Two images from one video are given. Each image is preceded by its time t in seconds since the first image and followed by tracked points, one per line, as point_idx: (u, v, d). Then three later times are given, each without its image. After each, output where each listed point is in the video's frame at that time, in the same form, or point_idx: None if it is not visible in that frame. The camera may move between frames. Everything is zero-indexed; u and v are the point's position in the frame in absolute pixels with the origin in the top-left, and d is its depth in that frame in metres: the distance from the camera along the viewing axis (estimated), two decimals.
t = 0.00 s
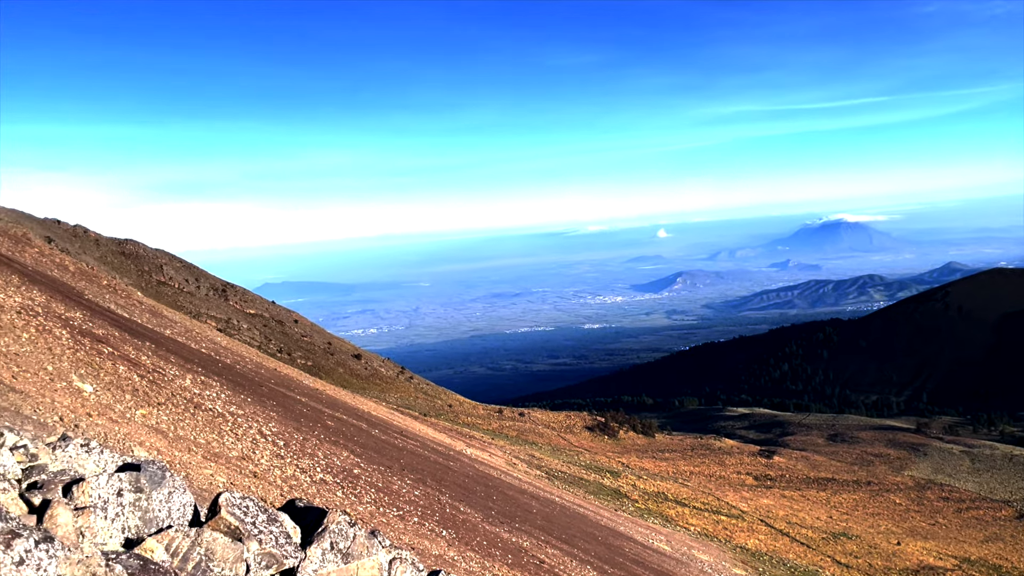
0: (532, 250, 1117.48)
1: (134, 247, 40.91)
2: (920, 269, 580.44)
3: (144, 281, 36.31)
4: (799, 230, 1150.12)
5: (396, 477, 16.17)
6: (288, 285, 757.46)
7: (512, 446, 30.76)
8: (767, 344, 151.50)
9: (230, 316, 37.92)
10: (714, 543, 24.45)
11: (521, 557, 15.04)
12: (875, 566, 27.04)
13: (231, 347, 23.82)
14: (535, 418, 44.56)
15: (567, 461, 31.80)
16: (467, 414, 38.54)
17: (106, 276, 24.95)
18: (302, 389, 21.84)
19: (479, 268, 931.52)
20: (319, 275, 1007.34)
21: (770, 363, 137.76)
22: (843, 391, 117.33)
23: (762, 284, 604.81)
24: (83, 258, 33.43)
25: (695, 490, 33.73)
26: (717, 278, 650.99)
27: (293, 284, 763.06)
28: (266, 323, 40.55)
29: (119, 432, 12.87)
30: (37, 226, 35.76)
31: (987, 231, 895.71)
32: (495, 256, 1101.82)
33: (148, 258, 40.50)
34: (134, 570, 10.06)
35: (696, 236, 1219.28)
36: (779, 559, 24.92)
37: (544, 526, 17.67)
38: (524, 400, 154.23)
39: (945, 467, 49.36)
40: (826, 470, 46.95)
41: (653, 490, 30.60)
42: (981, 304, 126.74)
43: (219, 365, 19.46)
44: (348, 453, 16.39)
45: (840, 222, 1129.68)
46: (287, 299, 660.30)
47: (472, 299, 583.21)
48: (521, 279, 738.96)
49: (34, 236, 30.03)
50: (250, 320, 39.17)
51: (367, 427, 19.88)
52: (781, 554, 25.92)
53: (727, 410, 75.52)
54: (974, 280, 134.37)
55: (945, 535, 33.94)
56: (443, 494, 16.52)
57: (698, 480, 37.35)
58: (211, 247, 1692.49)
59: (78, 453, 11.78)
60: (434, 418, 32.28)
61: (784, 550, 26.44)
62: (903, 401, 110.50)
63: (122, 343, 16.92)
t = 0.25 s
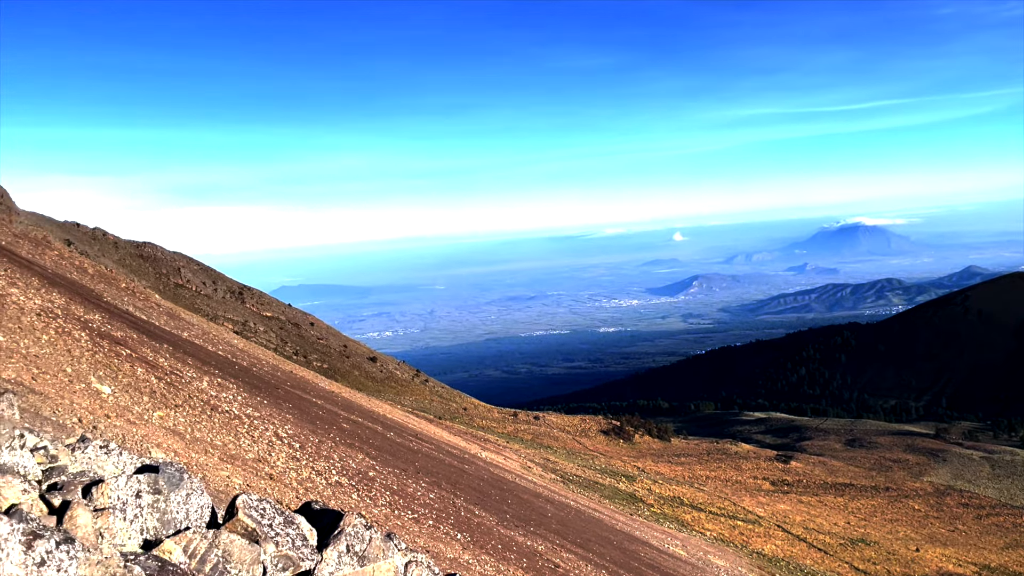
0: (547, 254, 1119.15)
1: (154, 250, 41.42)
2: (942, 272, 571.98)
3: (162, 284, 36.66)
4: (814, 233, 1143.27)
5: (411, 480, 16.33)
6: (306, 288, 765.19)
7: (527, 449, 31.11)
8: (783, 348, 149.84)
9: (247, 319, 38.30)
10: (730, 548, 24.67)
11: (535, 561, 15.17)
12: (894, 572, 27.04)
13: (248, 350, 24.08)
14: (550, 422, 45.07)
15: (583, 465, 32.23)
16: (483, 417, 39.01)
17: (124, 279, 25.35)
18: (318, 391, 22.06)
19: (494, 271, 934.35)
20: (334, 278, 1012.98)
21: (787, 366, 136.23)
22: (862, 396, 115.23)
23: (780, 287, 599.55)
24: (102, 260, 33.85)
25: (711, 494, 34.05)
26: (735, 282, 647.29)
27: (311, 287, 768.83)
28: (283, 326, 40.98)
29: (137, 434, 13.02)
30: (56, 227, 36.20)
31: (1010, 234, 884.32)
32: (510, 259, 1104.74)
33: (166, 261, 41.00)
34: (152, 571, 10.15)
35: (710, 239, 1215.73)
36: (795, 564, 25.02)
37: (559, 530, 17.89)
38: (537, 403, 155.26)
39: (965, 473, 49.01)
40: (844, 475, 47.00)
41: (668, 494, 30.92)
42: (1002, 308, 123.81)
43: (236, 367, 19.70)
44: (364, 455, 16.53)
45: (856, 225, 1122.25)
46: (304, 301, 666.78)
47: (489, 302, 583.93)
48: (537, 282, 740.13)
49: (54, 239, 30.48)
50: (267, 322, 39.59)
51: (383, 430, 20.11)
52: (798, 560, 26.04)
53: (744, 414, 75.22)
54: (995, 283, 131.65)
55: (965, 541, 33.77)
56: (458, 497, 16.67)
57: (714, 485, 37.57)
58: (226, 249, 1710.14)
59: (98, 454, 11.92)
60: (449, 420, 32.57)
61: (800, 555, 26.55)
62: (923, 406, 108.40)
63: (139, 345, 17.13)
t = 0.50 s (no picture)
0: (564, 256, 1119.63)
1: (174, 251, 41.90)
2: (966, 276, 563.65)
3: (182, 284, 37.03)
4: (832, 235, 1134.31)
5: (428, 482, 16.58)
6: (325, 290, 773.07)
7: (544, 452, 31.48)
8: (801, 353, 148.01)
9: (266, 320, 38.76)
10: (748, 553, 24.88)
11: (552, 563, 15.37)
12: None
13: (266, 351, 24.42)
14: (567, 424, 45.50)
15: (600, 468, 32.50)
16: (500, 420, 39.42)
17: (144, 281, 25.80)
18: (336, 393, 22.36)
19: (510, 273, 936.10)
20: (351, 280, 1017.93)
21: (806, 369, 134.97)
22: (882, 401, 114.06)
23: (800, 290, 593.27)
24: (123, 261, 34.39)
25: (728, 499, 34.27)
26: (754, 285, 641.45)
27: (329, 289, 773.95)
28: (302, 327, 41.39)
29: (157, 434, 13.15)
30: (80, 229, 36.78)
31: None
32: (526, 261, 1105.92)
33: (187, 263, 41.47)
34: (173, 570, 10.20)
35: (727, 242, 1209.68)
36: (814, 570, 25.09)
37: (576, 533, 18.14)
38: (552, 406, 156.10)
39: (987, 479, 48.56)
40: (864, 480, 46.92)
41: (686, 498, 31.19)
42: None
43: (255, 368, 20.01)
44: (381, 457, 16.78)
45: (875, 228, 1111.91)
46: (323, 303, 673.39)
47: (507, 304, 583.43)
48: (555, 284, 740.22)
49: (77, 240, 30.95)
50: (286, 323, 40.02)
51: (400, 431, 20.46)
52: (817, 565, 26.13)
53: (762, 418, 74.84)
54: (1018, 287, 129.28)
55: (987, 548, 33.47)
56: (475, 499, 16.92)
57: (732, 489, 37.69)
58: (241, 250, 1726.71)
59: (120, 454, 12.03)
60: (466, 422, 32.86)
61: (820, 561, 26.57)
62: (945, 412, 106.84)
63: (160, 346, 17.48)
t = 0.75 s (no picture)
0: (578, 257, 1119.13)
1: (191, 252, 42.25)
2: (987, 278, 556.24)
3: (199, 285, 37.39)
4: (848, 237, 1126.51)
5: (443, 483, 16.84)
6: (342, 291, 778.61)
7: (559, 453, 31.74)
8: (818, 355, 147.29)
9: (282, 320, 39.15)
10: (764, 556, 25.03)
11: (567, 565, 15.55)
12: None
13: (282, 352, 24.66)
14: (581, 425, 45.73)
15: (615, 470, 32.66)
16: (514, 420, 39.72)
17: (162, 281, 26.13)
18: (351, 393, 22.61)
19: (524, 274, 936.87)
20: (366, 280, 1022.95)
21: (824, 372, 134.32)
22: (901, 403, 112.04)
23: (817, 292, 587.93)
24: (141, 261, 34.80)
25: (743, 501, 34.37)
26: (770, 287, 637.06)
27: (345, 290, 778.76)
28: (318, 327, 41.79)
29: (174, 433, 13.29)
30: (99, 229, 37.18)
31: None
32: (541, 262, 1106.66)
33: (204, 262, 41.71)
34: (190, 569, 10.28)
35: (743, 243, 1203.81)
36: (832, 573, 25.05)
37: (590, 535, 18.35)
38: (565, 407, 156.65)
39: (1007, 483, 48.07)
40: (880, 483, 46.80)
41: (700, 501, 31.35)
42: None
43: (271, 368, 20.27)
44: (396, 457, 16.97)
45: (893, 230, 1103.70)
46: (338, 303, 676.52)
47: (521, 305, 583.26)
48: (571, 285, 739.26)
49: (96, 241, 31.29)
50: (302, 323, 40.40)
51: (415, 431, 20.79)
52: (834, 569, 26.13)
53: (779, 421, 74.38)
54: None
55: (1006, 553, 33.11)
56: (490, 500, 17.17)
57: (748, 492, 37.69)
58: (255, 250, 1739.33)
59: (138, 453, 12.14)
60: (480, 423, 33.13)
61: (836, 564, 26.49)
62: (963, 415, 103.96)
63: (177, 346, 17.69)
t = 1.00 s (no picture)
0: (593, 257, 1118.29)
1: (212, 250, 42.75)
2: (1011, 279, 548.11)
3: (219, 283, 37.83)
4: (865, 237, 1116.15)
5: (458, 482, 16.97)
6: (359, 290, 784.97)
7: (575, 453, 31.85)
8: (838, 356, 146.27)
9: (300, 319, 39.56)
10: (781, 558, 24.98)
11: (583, 565, 15.65)
12: None
13: (300, 350, 24.96)
14: (599, 425, 45.87)
15: (632, 471, 32.74)
16: (531, 420, 39.90)
17: (182, 279, 26.45)
18: (367, 391, 22.83)
19: (539, 274, 937.85)
20: (381, 279, 1028.63)
21: (842, 373, 133.53)
22: (920, 405, 110.92)
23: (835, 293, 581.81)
24: (161, 260, 35.27)
25: (761, 503, 34.34)
26: (787, 288, 631.84)
27: (361, 289, 783.54)
28: (335, 326, 42.21)
29: (193, 430, 13.43)
30: (120, 227, 37.67)
31: None
32: (555, 261, 1106.90)
33: (223, 261, 42.17)
34: (211, 565, 10.38)
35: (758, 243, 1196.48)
36: None
37: (606, 535, 18.49)
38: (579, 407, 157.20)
39: None
40: (900, 485, 46.53)
41: (717, 502, 31.35)
42: None
43: (289, 366, 20.49)
44: (411, 456, 17.14)
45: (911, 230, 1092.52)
46: (356, 302, 681.84)
47: (537, 305, 583.41)
48: (587, 285, 738.85)
49: (117, 239, 31.73)
50: (319, 322, 40.82)
51: (430, 430, 20.97)
52: (853, 571, 26.06)
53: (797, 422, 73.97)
54: None
55: None
56: (506, 500, 17.32)
57: (765, 493, 37.64)
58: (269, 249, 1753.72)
59: (159, 449, 12.26)
60: (496, 422, 33.32)
61: (854, 567, 26.43)
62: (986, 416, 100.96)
63: (197, 344, 17.91)
